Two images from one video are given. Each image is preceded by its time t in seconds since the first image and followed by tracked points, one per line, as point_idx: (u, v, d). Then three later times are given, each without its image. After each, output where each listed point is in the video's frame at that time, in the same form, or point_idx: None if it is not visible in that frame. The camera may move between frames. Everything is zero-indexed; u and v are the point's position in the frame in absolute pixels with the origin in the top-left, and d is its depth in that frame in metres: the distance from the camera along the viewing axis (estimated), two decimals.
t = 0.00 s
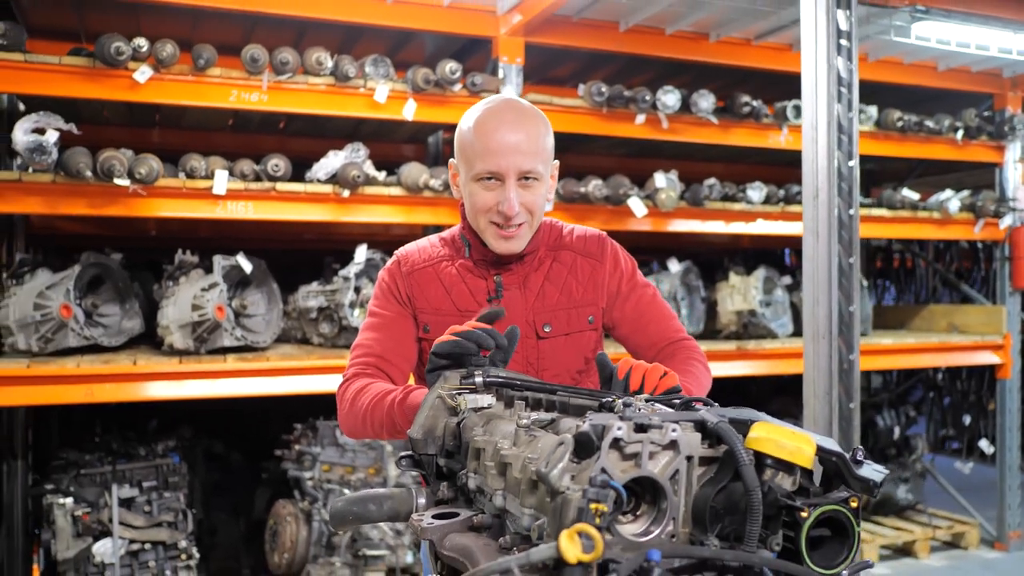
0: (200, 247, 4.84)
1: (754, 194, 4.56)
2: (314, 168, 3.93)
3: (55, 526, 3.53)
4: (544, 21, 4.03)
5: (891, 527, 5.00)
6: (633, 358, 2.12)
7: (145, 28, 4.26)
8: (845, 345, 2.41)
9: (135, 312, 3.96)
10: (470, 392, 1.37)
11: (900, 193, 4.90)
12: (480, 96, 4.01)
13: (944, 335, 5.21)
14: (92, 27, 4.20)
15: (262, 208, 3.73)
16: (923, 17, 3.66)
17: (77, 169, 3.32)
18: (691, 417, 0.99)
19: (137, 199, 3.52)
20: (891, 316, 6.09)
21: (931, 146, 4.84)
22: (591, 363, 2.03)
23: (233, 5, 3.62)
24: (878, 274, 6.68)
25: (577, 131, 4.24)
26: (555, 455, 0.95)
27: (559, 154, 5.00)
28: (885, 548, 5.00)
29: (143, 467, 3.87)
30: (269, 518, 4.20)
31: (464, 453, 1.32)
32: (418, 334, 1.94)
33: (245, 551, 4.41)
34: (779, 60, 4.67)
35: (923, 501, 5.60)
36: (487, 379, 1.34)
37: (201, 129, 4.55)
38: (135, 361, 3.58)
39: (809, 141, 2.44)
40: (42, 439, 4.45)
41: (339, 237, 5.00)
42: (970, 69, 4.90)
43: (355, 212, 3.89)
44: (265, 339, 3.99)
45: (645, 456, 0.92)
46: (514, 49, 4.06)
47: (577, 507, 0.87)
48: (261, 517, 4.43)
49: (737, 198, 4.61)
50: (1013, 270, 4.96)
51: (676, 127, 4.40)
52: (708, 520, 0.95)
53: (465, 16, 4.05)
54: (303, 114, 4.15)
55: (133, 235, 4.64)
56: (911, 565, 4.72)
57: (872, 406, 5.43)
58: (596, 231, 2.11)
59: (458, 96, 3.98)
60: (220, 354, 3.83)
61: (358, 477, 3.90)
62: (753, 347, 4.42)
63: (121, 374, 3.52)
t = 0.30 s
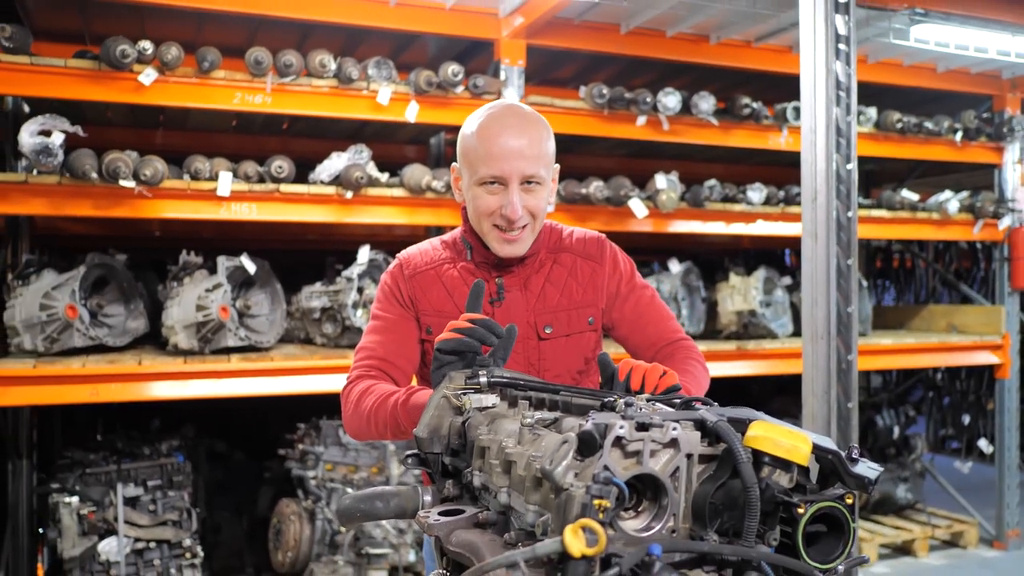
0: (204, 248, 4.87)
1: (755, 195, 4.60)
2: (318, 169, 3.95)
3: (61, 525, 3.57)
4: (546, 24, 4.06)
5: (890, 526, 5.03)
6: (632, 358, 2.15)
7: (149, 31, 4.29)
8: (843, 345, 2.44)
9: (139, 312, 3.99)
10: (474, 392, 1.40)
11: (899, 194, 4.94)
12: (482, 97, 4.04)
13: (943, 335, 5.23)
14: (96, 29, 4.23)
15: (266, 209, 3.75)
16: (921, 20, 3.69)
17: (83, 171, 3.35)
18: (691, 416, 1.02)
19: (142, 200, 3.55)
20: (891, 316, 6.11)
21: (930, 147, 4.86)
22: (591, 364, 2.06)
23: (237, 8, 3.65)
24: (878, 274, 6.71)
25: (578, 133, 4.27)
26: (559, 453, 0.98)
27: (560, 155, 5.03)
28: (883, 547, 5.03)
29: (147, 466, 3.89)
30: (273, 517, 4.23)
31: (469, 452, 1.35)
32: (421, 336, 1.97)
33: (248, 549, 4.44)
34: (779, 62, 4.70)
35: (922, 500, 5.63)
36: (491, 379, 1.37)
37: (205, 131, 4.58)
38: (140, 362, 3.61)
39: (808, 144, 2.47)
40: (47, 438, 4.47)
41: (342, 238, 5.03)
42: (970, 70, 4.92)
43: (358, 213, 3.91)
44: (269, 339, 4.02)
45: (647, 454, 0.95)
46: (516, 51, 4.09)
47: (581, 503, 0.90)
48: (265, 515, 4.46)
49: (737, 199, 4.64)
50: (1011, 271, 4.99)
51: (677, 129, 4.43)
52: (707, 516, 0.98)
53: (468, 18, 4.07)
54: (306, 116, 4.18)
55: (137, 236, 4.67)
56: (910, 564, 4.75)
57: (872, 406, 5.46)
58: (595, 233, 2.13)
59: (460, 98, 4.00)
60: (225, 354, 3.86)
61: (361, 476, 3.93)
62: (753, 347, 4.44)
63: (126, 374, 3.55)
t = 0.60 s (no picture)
0: (207, 247, 4.91)
1: (753, 195, 4.66)
2: (321, 170, 4.02)
3: (68, 521, 3.61)
4: (547, 26, 4.10)
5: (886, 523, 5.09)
6: (632, 355, 2.19)
7: (153, 32, 4.32)
8: (840, 343, 2.49)
9: (144, 312, 4.02)
10: (483, 387, 1.45)
11: (896, 194, 4.99)
12: (484, 99, 4.08)
13: (938, 334, 5.23)
14: (101, 31, 4.26)
15: (271, 209, 3.79)
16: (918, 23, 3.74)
17: (90, 172, 3.39)
18: (694, 408, 1.06)
19: (149, 200, 3.59)
20: (888, 315, 6.17)
21: (927, 149, 4.91)
22: (592, 360, 2.11)
23: (242, 10, 3.69)
24: (875, 274, 6.74)
25: (579, 134, 4.31)
26: (568, 443, 1.03)
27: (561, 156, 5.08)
28: (881, 543, 5.09)
29: (153, 464, 3.93)
30: (276, 514, 4.26)
31: (480, 445, 1.40)
32: (427, 334, 2.01)
33: (251, 547, 4.49)
34: (777, 64, 4.75)
35: (919, 497, 5.69)
36: (499, 374, 1.43)
37: (208, 132, 4.62)
38: (145, 360, 3.65)
39: (806, 146, 2.52)
40: (51, 437, 4.50)
41: (344, 238, 5.08)
42: (966, 72, 4.97)
43: (361, 213, 3.95)
44: (273, 337, 4.06)
45: (652, 444, 0.99)
46: (517, 53, 4.13)
47: (590, 490, 0.95)
48: (267, 514, 4.56)
49: (736, 200, 4.69)
50: (1007, 270, 5.05)
51: (677, 130, 4.47)
52: (709, 503, 1.03)
53: (470, 20, 4.11)
54: (309, 117, 4.21)
55: (141, 236, 4.71)
56: (907, 560, 4.80)
57: (869, 405, 5.50)
58: (596, 233, 2.18)
59: (462, 100, 4.05)
60: (229, 353, 3.90)
61: (364, 473, 3.99)
62: (751, 346, 4.49)
63: (132, 373, 3.58)
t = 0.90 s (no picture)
0: (209, 246, 4.95)
1: (749, 194, 4.73)
2: (324, 170, 4.07)
3: (73, 517, 3.64)
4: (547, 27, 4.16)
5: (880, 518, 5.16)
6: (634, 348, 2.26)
7: (156, 32, 4.36)
8: (837, 338, 2.55)
9: (148, 309, 4.05)
10: (495, 377, 1.50)
11: (890, 194, 5.07)
12: (484, 99, 4.12)
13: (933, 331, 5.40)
14: (105, 31, 4.29)
15: (274, 208, 3.84)
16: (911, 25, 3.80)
17: (97, 170, 3.43)
18: (701, 394, 1.12)
19: (154, 199, 3.62)
20: (882, 314, 6.24)
21: (921, 149, 4.98)
22: (597, 353, 2.16)
23: (246, 11, 3.73)
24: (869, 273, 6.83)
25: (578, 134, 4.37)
26: (582, 428, 1.07)
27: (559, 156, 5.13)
28: (875, 538, 5.15)
29: (157, 460, 3.96)
30: (278, 510, 4.29)
31: (492, 433, 1.46)
32: (437, 327, 2.06)
33: (253, 542, 4.53)
34: (773, 65, 4.81)
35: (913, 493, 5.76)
36: (511, 366, 1.46)
37: (211, 131, 4.66)
38: (148, 357, 3.66)
39: (803, 145, 2.57)
40: (54, 433, 4.53)
41: (345, 236, 5.12)
42: (959, 73, 5.04)
43: (363, 211, 4.00)
44: (276, 335, 4.10)
45: (662, 428, 1.05)
46: (517, 53, 4.18)
47: (604, 471, 1.00)
48: (271, 510, 4.51)
49: (732, 199, 4.78)
50: (999, 269, 5.13)
51: (674, 130, 4.53)
52: (716, 483, 1.08)
53: (471, 22, 4.15)
54: (311, 116, 4.25)
55: (143, 234, 4.75)
56: (901, 555, 4.87)
57: (864, 402, 5.56)
58: (600, 230, 2.23)
59: (463, 100, 4.09)
60: (233, 350, 3.94)
61: (366, 469, 4.02)
62: (748, 343, 4.55)
63: (134, 369, 3.58)
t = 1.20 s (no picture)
0: (211, 245, 4.97)
1: (747, 194, 4.79)
2: (327, 170, 4.10)
3: (78, 513, 3.67)
4: (547, 29, 4.19)
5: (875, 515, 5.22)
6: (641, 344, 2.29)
7: (158, 33, 4.38)
8: (837, 335, 2.60)
9: (151, 308, 4.06)
10: (509, 371, 1.53)
11: (885, 194, 5.13)
12: (485, 99, 4.15)
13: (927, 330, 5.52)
14: (108, 31, 4.31)
15: (278, 207, 3.87)
16: (907, 28, 3.85)
17: (102, 170, 3.45)
18: (714, 385, 1.16)
19: (158, 198, 3.65)
20: (877, 313, 6.30)
21: (915, 150, 5.04)
22: (604, 348, 2.21)
23: (249, 12, 3.76)
24: (864, 273, 6.90)
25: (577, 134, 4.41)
26: (601, 418, 1.10)
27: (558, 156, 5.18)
28: (870, 535, 5.20)
29: (160, 457, 3.99)
30: (281, 508, 4.31)
31: (508, 424, 1.52)
32: (448, 324, 2.10)
33: (253, 540, 4.56)
34: (770, 66, 4.86)
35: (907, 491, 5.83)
36: (525, 359, 1.51)
37: (213, 132, 4.69)
38: (153, 355, 3.67)
39: (804, 146, 2.62)
40: (55, 432, 4.54)
41: (346, 236, 5.16)
42: (953, 75, 5.10)
43: (365, 211, 4.03)
44: (278, 333, 4.14)
45: (678, 418, 1.09)
46: (517, 55, 4.22)
47: (625, 459, 1.04)
48: (271, 508, 4.59)
49: (730, 199, 4.78)
50: (992, 269, 5.19)
51: (672, 131, 4.57)
52: (730, 472, 1.13)
53: (472, 23, 4.18)
54: (313, 116, 4.28)
55: (145, 233, 4.77)
56: (895, 552, 4.93)
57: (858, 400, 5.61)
58: (607, 228, 2.27)
59: (465, 100, 4.12)
60: (236, 348, 3.97)
61: (367, 467, 4.04)
62: (745, 342, 4.59)
63: (139, 367, 3.60)
